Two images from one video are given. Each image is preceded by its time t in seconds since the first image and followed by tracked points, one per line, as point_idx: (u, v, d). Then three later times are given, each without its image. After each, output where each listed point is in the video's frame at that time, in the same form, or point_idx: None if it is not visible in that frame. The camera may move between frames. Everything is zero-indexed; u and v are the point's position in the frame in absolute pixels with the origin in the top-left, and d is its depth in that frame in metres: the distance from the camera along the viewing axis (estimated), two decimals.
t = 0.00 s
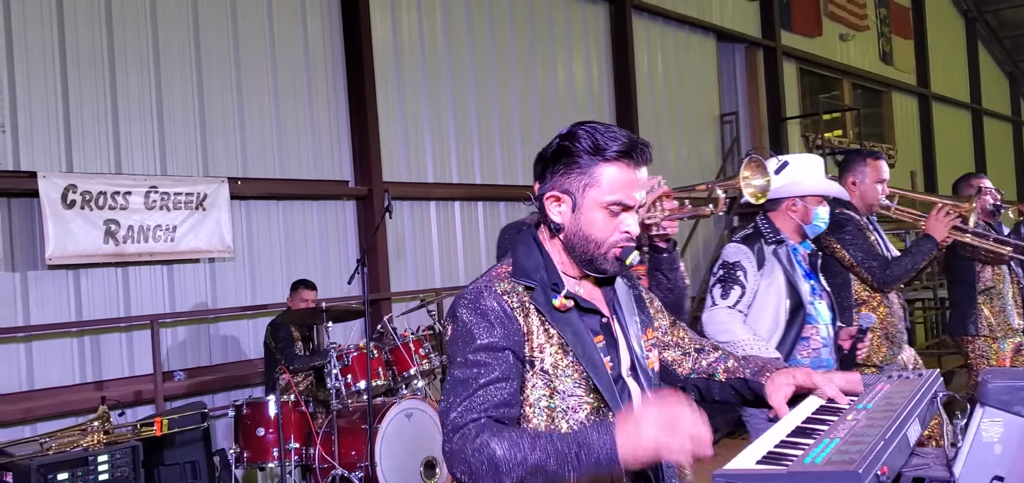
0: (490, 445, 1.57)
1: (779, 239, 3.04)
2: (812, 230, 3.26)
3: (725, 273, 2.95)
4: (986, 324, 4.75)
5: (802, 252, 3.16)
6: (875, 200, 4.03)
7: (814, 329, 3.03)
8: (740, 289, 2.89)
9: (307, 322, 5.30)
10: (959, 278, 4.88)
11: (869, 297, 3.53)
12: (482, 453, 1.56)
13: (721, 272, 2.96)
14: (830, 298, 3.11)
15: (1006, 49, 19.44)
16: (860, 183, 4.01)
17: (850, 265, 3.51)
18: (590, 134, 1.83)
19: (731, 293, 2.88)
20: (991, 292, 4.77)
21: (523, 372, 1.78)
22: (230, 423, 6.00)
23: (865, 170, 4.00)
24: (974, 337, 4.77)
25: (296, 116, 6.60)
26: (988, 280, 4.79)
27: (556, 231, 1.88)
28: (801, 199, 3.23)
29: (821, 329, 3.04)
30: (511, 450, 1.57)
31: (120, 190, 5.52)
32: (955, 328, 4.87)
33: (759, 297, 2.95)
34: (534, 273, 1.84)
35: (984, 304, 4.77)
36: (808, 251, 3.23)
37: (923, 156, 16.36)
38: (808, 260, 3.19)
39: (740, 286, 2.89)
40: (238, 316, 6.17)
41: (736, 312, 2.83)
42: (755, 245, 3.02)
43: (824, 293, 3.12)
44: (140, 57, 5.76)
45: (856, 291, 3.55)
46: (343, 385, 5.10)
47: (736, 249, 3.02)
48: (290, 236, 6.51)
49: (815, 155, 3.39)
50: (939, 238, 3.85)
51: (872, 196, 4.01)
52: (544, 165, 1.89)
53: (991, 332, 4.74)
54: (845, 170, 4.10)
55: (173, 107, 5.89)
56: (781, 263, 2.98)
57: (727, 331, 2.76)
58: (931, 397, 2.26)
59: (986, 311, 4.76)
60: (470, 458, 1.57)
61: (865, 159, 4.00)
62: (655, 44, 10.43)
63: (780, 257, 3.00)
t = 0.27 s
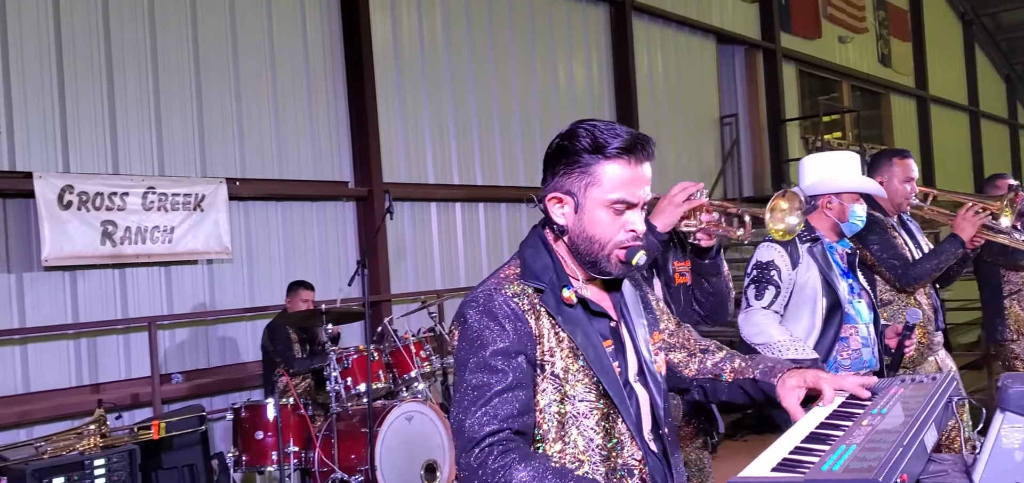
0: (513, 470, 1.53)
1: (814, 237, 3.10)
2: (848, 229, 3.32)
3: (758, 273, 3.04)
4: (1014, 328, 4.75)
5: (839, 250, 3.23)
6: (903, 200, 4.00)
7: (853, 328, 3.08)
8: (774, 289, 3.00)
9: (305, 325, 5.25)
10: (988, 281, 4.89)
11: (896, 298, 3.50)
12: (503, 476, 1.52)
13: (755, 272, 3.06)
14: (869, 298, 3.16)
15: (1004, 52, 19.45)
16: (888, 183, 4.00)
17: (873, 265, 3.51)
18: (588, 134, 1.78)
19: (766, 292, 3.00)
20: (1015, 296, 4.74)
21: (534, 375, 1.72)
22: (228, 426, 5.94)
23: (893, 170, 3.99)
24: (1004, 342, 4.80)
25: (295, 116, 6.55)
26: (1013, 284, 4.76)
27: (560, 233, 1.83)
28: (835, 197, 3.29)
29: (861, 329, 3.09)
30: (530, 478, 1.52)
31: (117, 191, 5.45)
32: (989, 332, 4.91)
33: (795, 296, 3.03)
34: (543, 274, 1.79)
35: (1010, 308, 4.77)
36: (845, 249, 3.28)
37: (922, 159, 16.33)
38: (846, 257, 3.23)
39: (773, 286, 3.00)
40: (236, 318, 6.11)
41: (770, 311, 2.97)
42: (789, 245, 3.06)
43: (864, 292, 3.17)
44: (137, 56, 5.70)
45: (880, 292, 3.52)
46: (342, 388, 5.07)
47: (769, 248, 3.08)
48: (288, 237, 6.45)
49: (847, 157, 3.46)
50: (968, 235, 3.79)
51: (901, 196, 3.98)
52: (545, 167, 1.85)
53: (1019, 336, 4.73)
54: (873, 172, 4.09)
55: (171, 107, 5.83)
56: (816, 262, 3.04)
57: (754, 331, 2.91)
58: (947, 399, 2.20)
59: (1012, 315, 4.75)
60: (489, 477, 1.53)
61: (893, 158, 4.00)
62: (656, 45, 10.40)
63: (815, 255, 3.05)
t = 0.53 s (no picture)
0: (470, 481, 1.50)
1: (779, 236, 3.13)
2: (812, 226, 3.34)
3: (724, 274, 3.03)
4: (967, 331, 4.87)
5: (804, 249, 3.20)
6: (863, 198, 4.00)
7: (819, 328, 3.07)
8: (740, 289, 2.99)
9: (255, 329, 5.16)
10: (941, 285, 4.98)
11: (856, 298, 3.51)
12: None
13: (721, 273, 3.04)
14: (834, 297, 3.17)
15: (950, 57, 19.82)
16: (844, 180, 4.03)
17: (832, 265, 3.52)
18: (548, 129, 1.76)
19: (732, 294, 2.99)
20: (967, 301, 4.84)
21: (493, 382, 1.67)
22: (178, 431, 5.82)
23: (850, 168, 4.03)
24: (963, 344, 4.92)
25: (246, 114, 6.44)
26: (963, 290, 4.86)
27: (527, 233, 1.79)
28: (795, 196, 3.30)
29: (827, 328, 3.09)
30: None
31: (62, 191, 5.31)
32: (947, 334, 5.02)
33: (762, 296, 3.00)
34: (502, 276, 1.74)
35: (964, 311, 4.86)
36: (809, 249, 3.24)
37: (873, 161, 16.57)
38: (811, 255, 3.22)
39: (740, 286, 2.99)
40: (186, 321, 5.99)
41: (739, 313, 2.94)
42: (755, 244, 3.11)
43: (829, 292, 3.17)
44: (83, 51, 5.56)
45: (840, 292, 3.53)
46: (295, 393, 4.97)
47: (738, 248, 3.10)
48: (240, 238, 6.34)
49: (811, 152, 3.45)
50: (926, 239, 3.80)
51: (858, 192, 3.99)
52: (504, 169, 1.80)
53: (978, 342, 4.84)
54: (830, 169, 4.13)
55: (118, 105, 5.69)
56: (782, 261, 3.04)
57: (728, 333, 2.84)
58: (906, 402, 2.20)
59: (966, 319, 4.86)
60: None
61: (848, 157, 4.05)
62: (612, 47, 10.41)
63: (779, 253, 3.07)
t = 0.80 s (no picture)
0: None
1: (717, 235, 3.08)
2: (744, 227, 3.20)
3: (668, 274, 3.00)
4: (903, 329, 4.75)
5: (739, 250, 3.18)
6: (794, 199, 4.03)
7: (755, 327, 3.02)
8: (684, 288, 2.95)
9: (201, 330, 5.06)
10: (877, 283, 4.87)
11: (790, 300, 3.37)
12: None
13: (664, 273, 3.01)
14: (767, 296, 3.14)
15: (895, 58, 20.15)
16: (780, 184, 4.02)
17: (771, 268, 3.33)
18: (507, 120, 1.72)
19: (677, 293, 2.96)
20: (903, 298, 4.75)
21: (452, 383, 1.61)
22: (123, 434, 5.67)
23: (786, 170, 4.02)
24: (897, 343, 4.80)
25: (192, 110, 6.29)
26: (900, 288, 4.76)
27: (487, 228, 1.74)
28: (731, 196, 3.19)
29: (762, 328, 3.04)
30: None
31: None
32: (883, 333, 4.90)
33: (705, 296, 2.96)
34: (461, 273, 1.69)
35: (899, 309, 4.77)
36: (741, 249, 3.20)
37: (820, 161, 16.79)
38: (745, 257, 3.20)
39: (684, 286, 2.95)
40: (131, 322, 5.83)
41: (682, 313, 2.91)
42: (693, 244, 3.06)
43: (762, 289, 3.15)
44: (21, 44, 5.38)
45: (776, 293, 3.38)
46: (244, 395, 4.83)
47: (677, 248, 3.06)
48: (186, 236, 6.20)
49: (744, 154, 3.33)
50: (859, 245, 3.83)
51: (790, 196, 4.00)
52: (461, 162, 1.74)
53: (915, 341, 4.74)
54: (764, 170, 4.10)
55: (58, 99, 5.52)
56: (721, 260, 3.01)
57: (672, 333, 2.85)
58: (870, 399, 2.20)
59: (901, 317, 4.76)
60: None
61: (784, 158, 4.04)
62: (564, 45, 10.40)
63: (719, 253, 3.03)
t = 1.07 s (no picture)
0: None
1: (653, 235, 3.14)
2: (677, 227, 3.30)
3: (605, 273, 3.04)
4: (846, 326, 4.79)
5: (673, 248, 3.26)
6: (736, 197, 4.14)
7: (687, 326, 3.10)
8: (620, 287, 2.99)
9: (159, 331, 4.96)
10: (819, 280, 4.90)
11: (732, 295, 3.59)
12: None
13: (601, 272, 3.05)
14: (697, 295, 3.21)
15: (854, 58, 20.39)
16: (725, 180, 4.09)
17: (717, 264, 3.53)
18: (462, 112, 1.68)
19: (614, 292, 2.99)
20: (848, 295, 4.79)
21: (416, 384, 1.58)
22: (80, 438, 5.56)
23: (732, 169, 4.08)
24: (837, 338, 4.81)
25: (150, 107, 6.18)
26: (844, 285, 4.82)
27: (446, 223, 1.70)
28: (663, 195, 3.27)
29: (692, 327, 3.12)
30: None
31: None
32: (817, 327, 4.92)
33: (639, 295, 3.00)
34: (422, 271, 1.66)
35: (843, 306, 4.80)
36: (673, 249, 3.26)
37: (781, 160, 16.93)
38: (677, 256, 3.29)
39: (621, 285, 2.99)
40: (88, 324, 5.72)
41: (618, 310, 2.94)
42: (629, 243, 3.11)
43: (692, 288, 3.22)
44: None
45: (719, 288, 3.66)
46: (204, 396, 4.77)
47: (612, 247, 3.11)
48: (144, 236, 6.09)
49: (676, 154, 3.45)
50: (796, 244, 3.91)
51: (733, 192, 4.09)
52: (416, 156, 1.71)
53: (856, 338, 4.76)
54: (708, 166, 4.16)
55: (12, 96, 5.39)
56: (656, 260, 3.07)
57: (613, 333, 2.82)
58: (847, 391, 2.22)
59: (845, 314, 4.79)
60: None
61: (729, 156, 4.09)
62: (528, 44, 10.38)
63: (654, 253, 3.09)
